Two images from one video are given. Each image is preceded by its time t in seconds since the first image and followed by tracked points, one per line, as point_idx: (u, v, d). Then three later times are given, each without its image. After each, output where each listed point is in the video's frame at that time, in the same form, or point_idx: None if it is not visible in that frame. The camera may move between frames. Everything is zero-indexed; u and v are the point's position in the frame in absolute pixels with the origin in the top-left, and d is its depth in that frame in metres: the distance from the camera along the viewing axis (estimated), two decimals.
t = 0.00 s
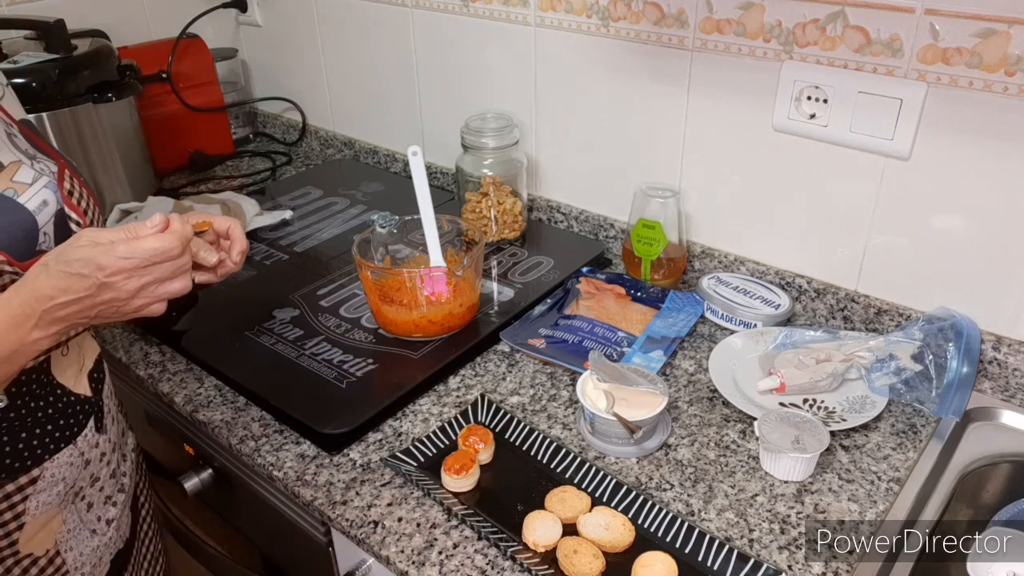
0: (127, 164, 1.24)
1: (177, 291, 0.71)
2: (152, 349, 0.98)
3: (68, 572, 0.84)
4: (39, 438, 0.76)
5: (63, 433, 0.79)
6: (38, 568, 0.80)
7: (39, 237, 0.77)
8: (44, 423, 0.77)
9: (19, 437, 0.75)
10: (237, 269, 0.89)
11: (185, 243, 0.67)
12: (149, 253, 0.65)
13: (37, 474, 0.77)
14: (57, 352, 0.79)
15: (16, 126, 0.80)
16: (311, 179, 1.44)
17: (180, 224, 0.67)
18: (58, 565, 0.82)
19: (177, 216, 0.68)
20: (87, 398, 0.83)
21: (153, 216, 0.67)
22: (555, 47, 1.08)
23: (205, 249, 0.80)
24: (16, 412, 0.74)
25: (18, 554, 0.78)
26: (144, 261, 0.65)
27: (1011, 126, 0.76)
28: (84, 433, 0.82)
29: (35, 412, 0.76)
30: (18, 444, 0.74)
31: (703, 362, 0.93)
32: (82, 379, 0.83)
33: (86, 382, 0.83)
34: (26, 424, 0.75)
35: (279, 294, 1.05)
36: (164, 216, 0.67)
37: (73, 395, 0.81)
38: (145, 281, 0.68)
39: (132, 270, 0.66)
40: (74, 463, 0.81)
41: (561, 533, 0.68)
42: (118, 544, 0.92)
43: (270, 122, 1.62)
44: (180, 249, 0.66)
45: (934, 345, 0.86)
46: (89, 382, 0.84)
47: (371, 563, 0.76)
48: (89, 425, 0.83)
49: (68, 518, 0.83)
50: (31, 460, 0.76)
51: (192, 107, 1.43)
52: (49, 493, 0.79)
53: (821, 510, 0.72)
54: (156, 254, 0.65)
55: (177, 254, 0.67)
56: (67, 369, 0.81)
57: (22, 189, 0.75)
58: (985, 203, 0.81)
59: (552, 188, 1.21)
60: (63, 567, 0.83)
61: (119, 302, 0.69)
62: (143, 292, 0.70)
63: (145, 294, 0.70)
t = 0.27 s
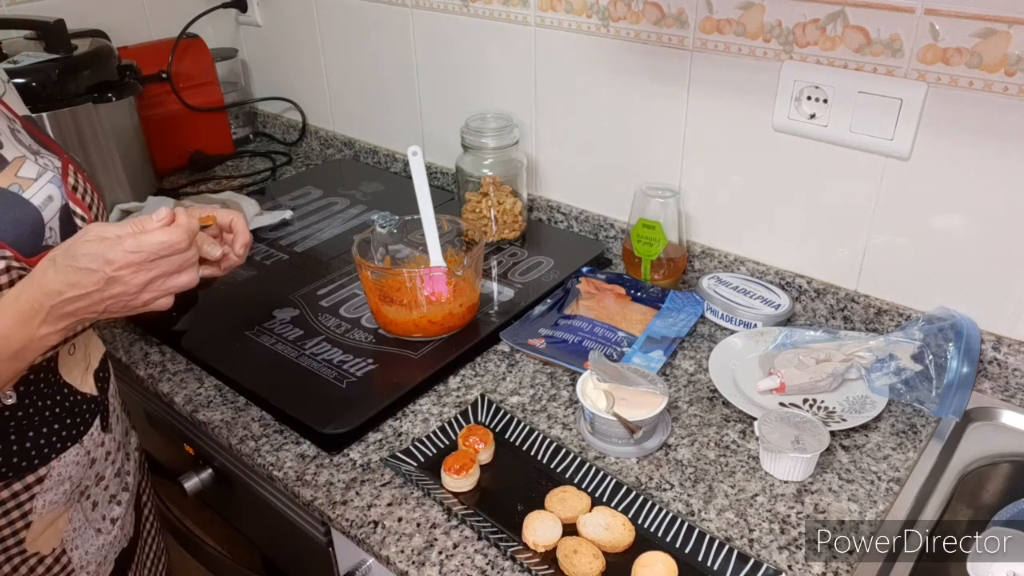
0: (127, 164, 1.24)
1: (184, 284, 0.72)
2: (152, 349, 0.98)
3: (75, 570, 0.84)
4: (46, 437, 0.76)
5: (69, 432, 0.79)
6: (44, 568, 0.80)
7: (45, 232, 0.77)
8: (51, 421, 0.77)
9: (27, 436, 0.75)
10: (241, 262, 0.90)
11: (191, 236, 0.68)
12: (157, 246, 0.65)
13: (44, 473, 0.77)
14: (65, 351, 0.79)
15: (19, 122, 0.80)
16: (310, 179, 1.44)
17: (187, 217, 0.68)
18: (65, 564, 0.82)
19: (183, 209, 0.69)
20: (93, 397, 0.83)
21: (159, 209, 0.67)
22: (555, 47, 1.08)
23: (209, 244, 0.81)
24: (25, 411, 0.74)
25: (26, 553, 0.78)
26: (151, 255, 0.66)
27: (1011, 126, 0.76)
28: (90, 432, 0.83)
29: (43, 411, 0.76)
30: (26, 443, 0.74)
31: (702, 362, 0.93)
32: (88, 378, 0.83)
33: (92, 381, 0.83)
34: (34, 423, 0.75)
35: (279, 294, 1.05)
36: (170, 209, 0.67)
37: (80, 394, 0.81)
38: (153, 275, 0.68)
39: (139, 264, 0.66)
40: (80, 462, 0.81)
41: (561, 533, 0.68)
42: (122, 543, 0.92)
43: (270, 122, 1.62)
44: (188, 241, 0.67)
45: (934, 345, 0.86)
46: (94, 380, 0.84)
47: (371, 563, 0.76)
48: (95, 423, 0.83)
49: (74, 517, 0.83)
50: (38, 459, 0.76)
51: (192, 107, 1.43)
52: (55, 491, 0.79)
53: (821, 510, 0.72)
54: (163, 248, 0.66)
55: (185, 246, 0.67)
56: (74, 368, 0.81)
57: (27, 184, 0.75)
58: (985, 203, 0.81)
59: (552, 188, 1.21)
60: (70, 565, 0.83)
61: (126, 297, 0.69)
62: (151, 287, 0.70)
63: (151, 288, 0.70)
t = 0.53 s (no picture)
0: (127, 163, 1.24)
1: (181, 279, 0.72)
2: (152, 349, 0.98)
3: (78, 569, 0.84)
4: (48, 435, 0.76)
5: (71, 430, 0.79)
6: (47, 566, 0.80)
7: (43, 230, 0.77)
8: (54, 420, 0.77)
9: (29, 434, 0.75)
10: (239, 256, 0.89)
11: (187, 230, 0.67)
12: (152, 241, 0.65)
13: (47, 472, 0.77)
14: (67, 350, 0.79)
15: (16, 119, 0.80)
16: (310, 179, 1.44)
17: (183, 212, 0.67)
18: (68, 563, 0.82)
19: (179, 204, 0.68)
20: (95, 395, 0.83)
21: (155, 204, 0.67)
22: (555, 47, 1.08)
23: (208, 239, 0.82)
24: (27, 410, 0.74)
25: (29, 551, 0.78)
26: (147, 250, 0.65)
27: (1011, 126, 0.76)
28: (92, 431, 0.82)
29: (45, 410, 0.76)
30: (28, 441, 0.74)
31: (703, 362, 0.93)
32: (89, 377, 0.83)
33: (94, 380, 0.83)
34: (36, 421, 0.75)
35: (279, 294, 1.05)
36: (165, 204, 0.67)
37: (82, 393, 0.81)
38: (149, 270, 0.68)
39: (135, 259, 0.66)
40: (83, 461, 0.81)
41: (561, 533, 0.68)
42: (125, 542, 0.92)
43: (270, 122, 1.62)
44: (183, 236, 0.66)
45: (934, 345, 0.86)
46: (96, 379, 0.84)
47: (371, 563, 0.76)
48: (97, 422, 0.83)
49: (77, 516, 0.83)
50: (40, 458, 0.76)
51: (193, 107, 1.43)
52: (58, 490, 0.79)
53: (821, 510, 0.72)
54: (160, 242, 0.65)
55: (180, 241, 0.67)
56: (76, 367, 0.81)
57: (24, 181, 0.75)
58: (985, 203, 0.81)
59: (552, 188, 1.21)
60: (73, 564, 0.83)
61: (123, 292, 0.69)
62: (147, 282, 0.70)
63: (147, 284, 0.70)
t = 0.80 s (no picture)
0: (126, 163, 1.24)
1: (175, 278, 0.72)
2: (152, 349, 0.98)
3: (79, 568, 0.84)
4: (47, 435, 0.76)
5: (70, 430, 0.79)
6: (47, 566, 0.80)
7: (36, 229, 0.77)
8: (52, 419, 0.77)
9: (27, 434, 0.75)
10: (235, 254, 0.89)
11: (180, 229, 0.67)
12: (145, 240, 0.65)
13: (45, 471, 0.77)
14: (66, 348, 0.79)
15: (8, 118, 0.80)
16: (310, 179, 1.44)
17: (176, 210, 0.68)
18: (68, 562, 0.82)
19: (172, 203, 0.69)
20: (95, 395, 0.83)
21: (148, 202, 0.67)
22: (555, 47, 1.08)
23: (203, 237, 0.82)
24: (25, 410, 0.74)
25: (29, 551, 0.78)
26: (140, 249, 0.65)
27: (1011, 126, 0.76)
28: (91, 430, 0.82)
29: (43, 409, 0.76)
30: (26, 441, 0.75)
31: (703, 362, 0.93)
32: (89, 375, 0.83)
33: (93, 379, 0.83)
34: (34, 421, 0.75)
35: (279, 294, 1.05)
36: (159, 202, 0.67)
37: (81, 392, 0.81)
38: (142, 268, 0.68)
39: (128, 257, 0.66)
40: (82, 460, 0.81)
41: (561, 533, 0.68)
42: (126, 541, 0.92)
43: (270, 122, 1.62)
44: (176, 234, 0.66)
45: (934, 345, 0.86)
46: (96, 378, 0.84)
47: (371, 563, 0.76)
48: (97, 421, 0.83)
49: (77, 515, 0.83)
50: (39, 457, 0.76)
51: (193, 107, 1.44)
52: (58, 489, 0.79)
53: (821, 511, 0.72)
54: (153, 240, 0.65)
55: (173, 240, 0.67)
56: (74, 366, 0.81)
57: (16, 181, 0.75)
58: (985, 203, 0.81)
59: (552, 188, 1.21)
60: (74, 563, 0.83)
61: (117, 291, 0.69)
62: (140, 281, 0.70)
63: (141, 282, 0.70)
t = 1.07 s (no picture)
0: (126, 163, 1.24)
1: (173, 276, 0.71)
2: (152, 349, 0.98)
3: (78, 566, 0.84)
4: (46, 433, 0.76)
5: (69, 428, 0.79)
6: (46, 564, 0.80)
7: (34, 229, 0.77)
8: (50, 418, 0.77)
9: (25, 432, 0.75)
10: (232, 254, 0.90)
11: (177, 228, 0.68)
12: (143, 238, 0.65)
13: (44, 469, 0.77)
14: (63, 347, 0.79)
15: (6, 118, 0.80)
16: (310, 179, 1.44)
17: (173, 209, 0.68)
18: (67, 561, 0.82)
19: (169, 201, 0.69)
20: (93, 393, 0.83)
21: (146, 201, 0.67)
22: (555, 47, 1.08)
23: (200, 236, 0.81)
24: (23, 408, 0.74)
25: (28, 549, 0.78)
26: (137, 247, 0.65)
27: (1010, 125, 0.76)
28: (90, 429, 0.82)
29: (41, 408, 0.76)
30: (24, 439, 0.75)
31: (703, 362, 0.93)
32: (87, 374, 0.83)
33: (91, 377, 0.83)
34: (32, 419, 0.75)
35: (279, 294, 1.05)
36: (156, 201, 0.67)
37: (79, 390, 0.81)
38: (140, 267, 0.68)
39: (126, 256, 0.66)
40: (81, 459, 0.81)
41: (561, 533, 0.68)
42: (126, 539, 0.92)
43: (270, 122, 1.62)
44: (173, 232, 0.66)
45: (934, 345, 0.86)
46: (94, 377, 0.84)
47: (371, 563, 0.76)
48: (95, 420, 0.83)
49: (76, 514, 0.83)
50: (38, 455, 0.76)
51: (193, 107, 1.44)
52: (56, 488, 0.79)
53: (821, 510, 0.72)
54: (150, 239, 0.65)
55: (171, 238, 0.67)
56: (72, 364, 0.81)
57: (14, 181, 0.75)
58: (985, 203, 0.81)
59: (552, 189, 1.21)
60: (73, 562, 0.83)
61: (115, 289, 0.69)
62: (138, 280, 0.69)
63: (139, 281, 0.70)
